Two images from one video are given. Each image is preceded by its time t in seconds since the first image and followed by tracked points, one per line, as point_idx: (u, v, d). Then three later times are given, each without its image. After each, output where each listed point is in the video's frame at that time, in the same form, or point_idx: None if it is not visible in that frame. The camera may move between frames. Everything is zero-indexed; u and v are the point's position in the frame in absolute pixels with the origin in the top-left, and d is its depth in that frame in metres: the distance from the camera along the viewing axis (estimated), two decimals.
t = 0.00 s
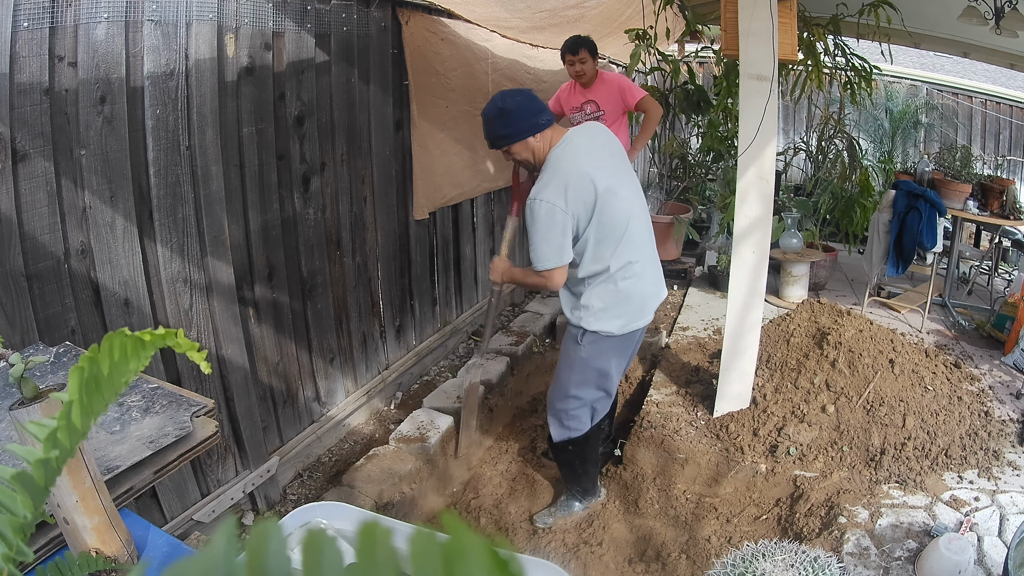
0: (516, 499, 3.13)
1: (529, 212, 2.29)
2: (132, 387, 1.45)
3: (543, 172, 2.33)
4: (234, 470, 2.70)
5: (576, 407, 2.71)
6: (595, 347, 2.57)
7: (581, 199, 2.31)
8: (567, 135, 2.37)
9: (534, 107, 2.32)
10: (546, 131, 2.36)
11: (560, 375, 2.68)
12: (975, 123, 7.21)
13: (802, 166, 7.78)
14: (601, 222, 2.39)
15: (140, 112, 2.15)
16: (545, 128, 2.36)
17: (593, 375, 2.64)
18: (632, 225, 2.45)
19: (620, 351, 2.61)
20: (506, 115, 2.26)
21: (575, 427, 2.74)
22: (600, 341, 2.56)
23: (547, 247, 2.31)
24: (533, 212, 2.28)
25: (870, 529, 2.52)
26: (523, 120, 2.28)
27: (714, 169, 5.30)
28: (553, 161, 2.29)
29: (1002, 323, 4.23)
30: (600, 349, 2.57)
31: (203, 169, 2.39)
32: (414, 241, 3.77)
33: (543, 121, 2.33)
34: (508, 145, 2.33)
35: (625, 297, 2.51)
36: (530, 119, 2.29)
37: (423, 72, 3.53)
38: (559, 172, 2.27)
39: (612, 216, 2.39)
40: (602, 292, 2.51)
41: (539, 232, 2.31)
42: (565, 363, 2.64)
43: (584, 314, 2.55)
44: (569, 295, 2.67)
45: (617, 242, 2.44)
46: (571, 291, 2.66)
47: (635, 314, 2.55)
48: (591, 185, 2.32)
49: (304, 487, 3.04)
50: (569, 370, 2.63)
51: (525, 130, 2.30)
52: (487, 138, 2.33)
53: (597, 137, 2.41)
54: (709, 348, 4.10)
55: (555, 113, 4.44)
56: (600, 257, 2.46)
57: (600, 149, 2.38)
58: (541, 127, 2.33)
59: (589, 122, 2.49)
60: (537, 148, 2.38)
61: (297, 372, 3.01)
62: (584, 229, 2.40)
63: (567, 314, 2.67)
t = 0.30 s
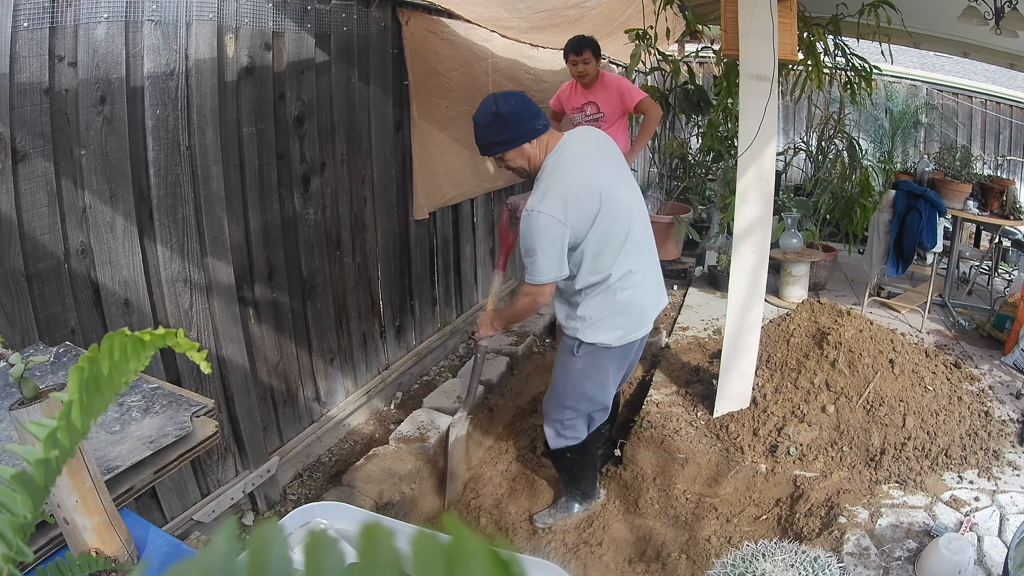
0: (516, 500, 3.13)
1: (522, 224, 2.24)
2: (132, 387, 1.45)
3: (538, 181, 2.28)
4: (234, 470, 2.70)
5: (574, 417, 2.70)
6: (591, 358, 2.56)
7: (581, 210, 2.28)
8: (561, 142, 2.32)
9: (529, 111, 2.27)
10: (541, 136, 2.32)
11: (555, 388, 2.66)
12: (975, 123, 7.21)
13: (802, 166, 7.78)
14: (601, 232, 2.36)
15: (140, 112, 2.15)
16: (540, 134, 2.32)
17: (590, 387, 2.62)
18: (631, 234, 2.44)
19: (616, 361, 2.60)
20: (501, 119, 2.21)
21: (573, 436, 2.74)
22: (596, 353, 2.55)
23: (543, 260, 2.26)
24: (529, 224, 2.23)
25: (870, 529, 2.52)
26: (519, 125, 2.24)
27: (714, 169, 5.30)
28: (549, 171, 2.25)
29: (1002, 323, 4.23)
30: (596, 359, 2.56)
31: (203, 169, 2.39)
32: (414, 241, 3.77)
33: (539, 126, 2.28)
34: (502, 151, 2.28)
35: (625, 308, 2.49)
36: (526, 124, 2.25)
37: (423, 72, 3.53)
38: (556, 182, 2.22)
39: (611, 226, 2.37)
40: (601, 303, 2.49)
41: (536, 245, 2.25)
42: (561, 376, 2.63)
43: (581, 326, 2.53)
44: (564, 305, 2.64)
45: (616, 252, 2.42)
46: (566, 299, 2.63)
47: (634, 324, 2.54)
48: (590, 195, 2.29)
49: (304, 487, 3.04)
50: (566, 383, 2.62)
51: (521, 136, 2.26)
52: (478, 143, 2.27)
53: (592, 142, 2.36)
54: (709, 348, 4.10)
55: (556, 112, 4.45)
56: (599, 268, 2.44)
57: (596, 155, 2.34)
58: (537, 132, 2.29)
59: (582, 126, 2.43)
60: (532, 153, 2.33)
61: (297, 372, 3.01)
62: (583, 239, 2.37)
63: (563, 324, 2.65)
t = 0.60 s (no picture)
0: (516, 499, 3.13)
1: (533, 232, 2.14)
2: (132, 387, 1.45)
3: (540, 186, 2.21)
4: (234, 470, 2.70)
5: (579, 420, 2.70)
6: (604, 361, 2.55)
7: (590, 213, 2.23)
8: (557, 146, 2.28)
9: (529, 112, 2.18)
10: (541, 139, 2.24)
11: (569, 394, 2.65)
12: (975, 123, 7.21)
13: (802, 166, 7.78)
14: (607, 234, 2.34)
15: (140, 111, 2.15)
16: (540, 136, 2.23)
17: (602, 389, 2.63)
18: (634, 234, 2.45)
19: (627, 362, 2.61)
20: (502, 122, 2.11)
21: (579, 438, 2.75)
22: (609, 355, 2.55)
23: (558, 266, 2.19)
24: (543, 230, 2.13)
25: (870, 529, 2.52)
26: (520, 128, 2.14)
27: (714, 169, 5.31)
28: (553, 174, 2.20)
29: (1002, 323, 4.23)
30: (609, 362, 2.56)
31: (203, 169, 2.39)
32: (414, 241, 3.77)
33: (538, 128, 2.20)
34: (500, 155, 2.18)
35: (632, 307, 2.51)
36: (526, 125, 2.16)
37: (423, 72, 3.53)
38: (562, 185, 2.17)
39: (616, 228, 2.35)
40: (609, 306, 2.48)
41: (550, 252, 2.16)
42: (574, 381, 2.61)
43: (593, 330, 2.50)
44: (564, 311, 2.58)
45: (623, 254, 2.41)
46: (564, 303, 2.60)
47: (640, 322, 2.55)
48: (598, 198, 2.25)
49: (304, 487, 3.04)
50: (579, 388, 2.61)
51: (521, 138, 2.16)
52: (474, 147, 2.14)
53: (587, 143, 2.33)
54: (709, 348, 4.11)
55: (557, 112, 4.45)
56: (607, 271, 2.41)
57: (593, 157, 2.31)
58: (537, 134, 2.20)
59: (569, 126, 2.39)
60: (530, 155, 2.24)
61: (297, 372, 3.01)
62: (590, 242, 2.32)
63: (566, 330, 2.60)
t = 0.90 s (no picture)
0: (516, 499, 3.13)
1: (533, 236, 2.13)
2: (132, 387, 1.45)
3: (542, 186, 2.20)
4: (234, 470, 2.70)
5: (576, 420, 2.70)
6: (598, 362, 2.55)
7: (592, 216, 2.22)
8: (558, 146, 2.28)
9: (535, 110, 2.15)
10: (545, 138, 2.24)
11: (562, 391, 2.66)
12: (975, 123, 7.21)
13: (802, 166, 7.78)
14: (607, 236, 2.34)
15: (140, 112, 2.15)
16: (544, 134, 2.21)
17: (597, 390, 2.63)
18: (632, 237, 2.45)
19: (621, 363, 2.61)
20: (511, 117, 2.07)
21: (576, 439, 2.75)
22: (602, 357, 2.54)
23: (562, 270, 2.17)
24: (546, 231, 2.12)
25: (870, 529, 2.52)
26: (526, 125, 2.12)
27: (714, 169, 5.30)
28: (556, 175, 2.19)
29: (1002, 323, 4.23)
30: (602, 363, 2.56)
31: (203, 169, 2.39)
32: (414, 241, 3.77)
33: (543, 127, 2.18)
34: (505, 152, 2.14)
35: (627, 309, 2.51)
36: (533, 122, 2.13)
37: (423, 72, 3.53)
38: (566, 185, 2.16)
39: (616, 230, 2.36)
40: (605, 308, 2.47)
41: (553, 253, 2.14)
42: (568, 381, 2.61)
43: (586, 331, 2.49)
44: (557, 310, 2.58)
45: (619, 256, 2.42)
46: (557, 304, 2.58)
47: (635, 324, 2.55)
48: (601, 199, 2.25)
49: (304, 487, 3.04)
50: (574, 388, 2.61)
51: (527, 136, 2.13)
52: (478, 142, 2.10)
53: (587, 143, 2.33)
54: (709, 348, 4.11)
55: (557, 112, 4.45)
56: (604, 272, 2.41)
57: (595, 157, 2.31)
58: (542, 133, 2.18)
59: (569, 125, 2.39)
60: (534, 153, 2.22)
61: (297, 372, 3.01)
62: (592, 245, 2.31)
63: (559, 330, 2.59)
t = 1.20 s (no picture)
0: (516, 499, 3.13)
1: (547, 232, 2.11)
2: (132, 387, 1.45)
3: (549, 183, 2.20)
4: (234, 470, 2.70)
5: (581, 420, 2.70)
6: (604, 361, 2.57)
7: (599, 212, 2.23)
8: (559, 144, 2.27)
9: (539, 106, 2.13)
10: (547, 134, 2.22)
11: (567, 393, 2.65)
12: (975, 123, 7.21)
13: (802, 166, 7.78)
14: (611, 233, 2.35)
15: (140, 112, 2.15)
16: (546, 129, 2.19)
17: (603, 389, 2.65)
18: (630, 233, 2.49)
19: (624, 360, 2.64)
20: (519, 111, 2.03)
21: (582, 440, 2.75)
22: (609, 354, 2.57)
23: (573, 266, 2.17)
24: (559, 227, 2.11)
25: (870, 529, 2.52)
26: (532, 120, 2.08)
27: (714, 169, 5.30)
28: (563, 172, 2.19)
29: (1002, 323, 4.23)
30: (608, 361, 2.58)
31: (203, 169, 2.39)
32: (414, 241, 3.77)
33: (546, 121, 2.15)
34: (511, 147, 2.09)
35: (629, 305, 2.54)
36: (538, 116, 2.10)
37: (423, 72, 3.53)
38: (573, 183, 2.16)
39: (618, 226, 2.37)
40: (610, 306, 2.49)
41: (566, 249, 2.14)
42: (575, 383, 2.61)
43: (594, 331, 2.50)
44: (557, 313, 2.54)
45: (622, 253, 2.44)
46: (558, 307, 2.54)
47: (636, 318, 2.59)
48: (606, 195, 2.26)
49: (304, 487, 3.04)
50: (581, 388, 2.61)
51: (532, 131, 2.10)
52: (486, 137, 2.04)
53: (584, 141, 2.34)
54: (709, 348, 4.11)
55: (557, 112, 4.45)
56: (609, 270, 2.42)
57: (594, 154, 2.32)
58: (545, 127, 2.15)
59: (562, 123, 2.38)
60: (539, 149, 2.18)
61: (297, 372, 3.01)
62: (597, 241, 2.32)
63: (562, 334, 2.57)
